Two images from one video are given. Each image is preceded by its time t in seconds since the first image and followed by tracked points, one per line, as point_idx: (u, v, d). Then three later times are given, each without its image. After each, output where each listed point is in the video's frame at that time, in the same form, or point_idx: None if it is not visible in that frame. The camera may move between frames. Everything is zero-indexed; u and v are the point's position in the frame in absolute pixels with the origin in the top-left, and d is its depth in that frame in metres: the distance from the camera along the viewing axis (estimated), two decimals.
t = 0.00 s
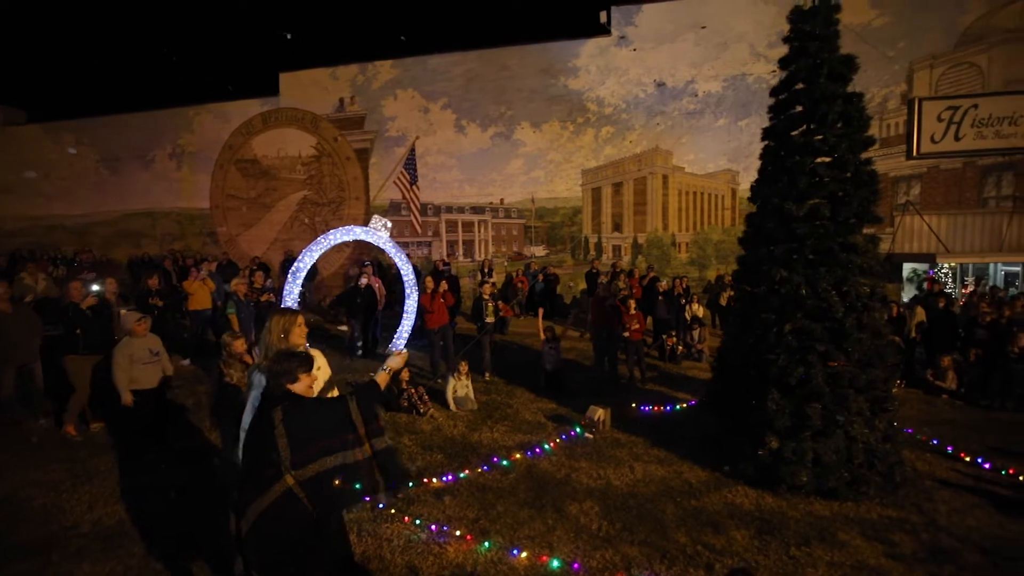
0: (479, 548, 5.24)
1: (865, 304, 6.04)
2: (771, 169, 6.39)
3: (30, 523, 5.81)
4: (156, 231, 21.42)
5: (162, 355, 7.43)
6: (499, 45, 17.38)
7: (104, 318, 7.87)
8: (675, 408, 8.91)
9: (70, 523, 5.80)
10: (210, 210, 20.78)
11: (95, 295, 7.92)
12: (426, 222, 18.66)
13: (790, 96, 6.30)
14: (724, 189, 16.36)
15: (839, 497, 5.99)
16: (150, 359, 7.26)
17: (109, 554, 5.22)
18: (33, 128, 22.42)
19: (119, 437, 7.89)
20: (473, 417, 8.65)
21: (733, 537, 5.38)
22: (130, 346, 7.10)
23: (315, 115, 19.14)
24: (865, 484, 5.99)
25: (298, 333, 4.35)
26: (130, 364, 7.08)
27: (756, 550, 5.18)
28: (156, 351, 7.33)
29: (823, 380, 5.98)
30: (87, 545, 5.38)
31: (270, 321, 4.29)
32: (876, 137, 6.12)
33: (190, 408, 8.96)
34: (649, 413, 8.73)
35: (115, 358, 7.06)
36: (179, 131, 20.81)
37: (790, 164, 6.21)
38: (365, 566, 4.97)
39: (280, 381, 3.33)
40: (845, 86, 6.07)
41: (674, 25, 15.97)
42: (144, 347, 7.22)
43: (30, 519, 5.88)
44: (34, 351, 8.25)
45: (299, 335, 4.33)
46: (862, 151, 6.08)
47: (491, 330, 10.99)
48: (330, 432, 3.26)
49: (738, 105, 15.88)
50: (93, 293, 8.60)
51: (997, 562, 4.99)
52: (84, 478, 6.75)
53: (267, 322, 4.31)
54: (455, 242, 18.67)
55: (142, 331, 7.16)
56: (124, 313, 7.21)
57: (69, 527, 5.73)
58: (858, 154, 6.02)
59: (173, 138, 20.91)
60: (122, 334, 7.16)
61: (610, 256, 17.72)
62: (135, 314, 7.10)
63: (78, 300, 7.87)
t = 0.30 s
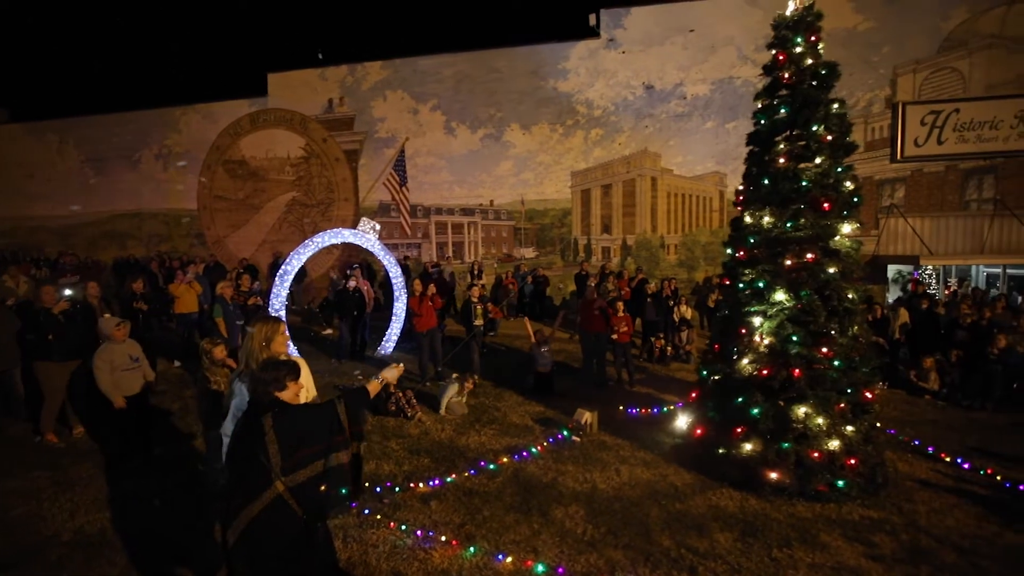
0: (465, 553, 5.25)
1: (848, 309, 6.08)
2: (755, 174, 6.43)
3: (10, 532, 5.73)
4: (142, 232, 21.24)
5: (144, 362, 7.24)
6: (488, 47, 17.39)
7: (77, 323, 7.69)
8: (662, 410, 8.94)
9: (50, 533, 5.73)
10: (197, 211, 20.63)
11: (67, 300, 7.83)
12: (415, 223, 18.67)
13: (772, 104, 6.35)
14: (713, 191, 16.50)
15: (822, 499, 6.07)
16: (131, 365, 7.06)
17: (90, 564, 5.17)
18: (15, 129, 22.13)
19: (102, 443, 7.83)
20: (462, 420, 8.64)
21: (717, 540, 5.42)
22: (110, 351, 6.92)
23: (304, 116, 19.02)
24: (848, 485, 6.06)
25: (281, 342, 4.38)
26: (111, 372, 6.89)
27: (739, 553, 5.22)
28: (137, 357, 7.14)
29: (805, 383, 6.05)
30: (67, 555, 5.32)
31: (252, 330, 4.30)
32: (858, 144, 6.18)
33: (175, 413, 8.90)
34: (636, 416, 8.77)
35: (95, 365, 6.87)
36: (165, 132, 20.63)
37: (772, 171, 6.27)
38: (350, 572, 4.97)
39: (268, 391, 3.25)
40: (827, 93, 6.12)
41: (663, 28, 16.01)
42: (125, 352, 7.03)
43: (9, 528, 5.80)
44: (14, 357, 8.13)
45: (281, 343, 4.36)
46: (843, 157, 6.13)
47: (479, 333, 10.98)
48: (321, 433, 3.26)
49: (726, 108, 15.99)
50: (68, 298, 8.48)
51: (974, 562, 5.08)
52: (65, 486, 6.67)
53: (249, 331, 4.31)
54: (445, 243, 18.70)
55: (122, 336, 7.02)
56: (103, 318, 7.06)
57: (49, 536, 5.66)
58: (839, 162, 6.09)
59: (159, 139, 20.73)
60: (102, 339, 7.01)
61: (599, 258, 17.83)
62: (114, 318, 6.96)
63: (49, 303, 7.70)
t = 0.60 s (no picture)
0: (451, 558, 5.25)
1: (831, 314, 6.14)
2: (740, 179, 6.47)
3: None
4: (128, 234, 21.05)
5: (129, 367, 7.23)
6: (478, 49, 17.41)
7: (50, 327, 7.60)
8: (650, 413, 8.98)
9: (31, 541, 5.67)
10: (185, 213, 20.48)
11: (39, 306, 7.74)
12: (405, 225, 18.65)
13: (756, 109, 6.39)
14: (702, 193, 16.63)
15: (806, 501, 6.13)
16: (118, 370, 7.05)
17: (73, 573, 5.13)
18: None
19: (85, 448, 7.77)
20: (450, 424, 8.63)
21: (702, 542, 5.46)
22: (97, 356, 6.89)
23: (294, 117, 18.93)
24: (831, 487, 6.12)
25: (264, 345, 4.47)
26: (97, 377, 6.86)
27: (723, 556, 5.25)
28: (122, 362, 7.12)
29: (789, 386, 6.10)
30: (49, 563, 5.27)
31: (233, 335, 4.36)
32: (841, 150, 6.24)
33: (161, 417, 8.84)
34: (624, 418, 8.80)
35: (81, 369, 6.81)
36: (152, 133, 20.46)
37: (757, 177, 6.31)
38: None
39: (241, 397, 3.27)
40: (811, 99, 6.17)
41: (652, 32, 16.09)
42: (112, 357, 7.01)
43: None
44: None
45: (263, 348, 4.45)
46: (827, 162, 6.18)
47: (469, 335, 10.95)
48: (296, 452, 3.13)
49: (714, 111, 16.10)
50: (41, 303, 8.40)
51: (953, 562, 5.15)
52: (47, 493, 6.61)
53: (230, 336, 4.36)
54: (435, 245, 18.69)
55: (109, 340, 7.02)
56: (89, 323, 7.07)
57: (30, 545, 5.61)
58: (822, 168, 6.15)
59: (146, 140, 20.57)
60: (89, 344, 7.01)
61: (589, 259, 17.87)
62: (103, 322, 7.01)
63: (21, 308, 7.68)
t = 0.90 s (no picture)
0: (438, 563, 5.25)
1: (814, 317, 6.20)
2: (725, 184, 6.51)
3: None
4: (114, 235, 20.84)
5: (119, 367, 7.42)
6: (469, 50, 17.39)
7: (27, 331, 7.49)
8: (638, 415, 9.02)
9: (13, 549, 5.61)
10: (172, 214, 20.31)
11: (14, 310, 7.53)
12: (395, 226, 18.59)
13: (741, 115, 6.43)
14: (691, 196, 16.71)
15: (790, 502, 6.18)
16: (108, 372, 7.24)
17: None
18: None
19: (69, 454, 7.69)
20: (438, 426, 8.63)
21: (687, 544, 5.49)
22: (89, 358, 7.07)
23: (283, 117, 18.77)
24: (815, 488, 6.19)
25: (243, 351, 4.79)
26: (87, 379, 7.07)
27: (708, 558, 5.29)
28: (114, 364, 7.31)
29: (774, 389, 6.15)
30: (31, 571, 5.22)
31: (212, 344, 4.68)
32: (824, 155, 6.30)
33: (146, 421, 8.75)
34: (613, 421, 8.82)
35: (72, 371, 7.02)
36: (140, 133, 20.28)
37: (742, 182, 6.36)
38: None
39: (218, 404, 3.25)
40: (795, 105, 6.22)
41: (641, 34, 16.17)
42: (102, 360, 7.20)
43: None
44: None
45: (242, 353, 4.76)
46: (810, 167, 6.24)
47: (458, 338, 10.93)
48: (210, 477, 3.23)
49: (703, 114, 16.21)
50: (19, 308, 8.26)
51: (932, 562, 5.23)
52: (30, 500, 6.53)
53: (209, 345, 4.68)
54: (425, 247, 18.65)
55: (100, 343, 7.15)
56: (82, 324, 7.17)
57: (12, 552, 5.54)
58: (806, 173, 6.21)
59: (133, 140, 20.40)
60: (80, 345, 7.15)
61: (579, 261, 17.89)
62: (94, 326, 7.10)
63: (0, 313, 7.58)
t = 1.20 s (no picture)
0: (426, 567, 5.25)
1: (801, 320, 6.25)
2: (713, 188, 6.55)
3: None
4: (102, 236, 20.67)
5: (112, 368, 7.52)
6: (461, 52, 17.40)
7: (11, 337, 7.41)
8: (628, 416, 9.05)
9: None
10: (161, 215, 20.16)
11: None
12: (387, 228, 18.56)
13: (728, 119, 6.46)
14: (682, 197, 16.80)
15: (777, 503, 6.23)
16: (101, 374, 7.33)
17: None
18: None
19: (54, 458, 7.62)
20: (428, 429, 8.63)
21: (674, 547, 5.52)
22: (82, 361, 7.16)
23: (272, 118, 18.70)
24: (801, 490, 6.23)
25: (225, 355, 4.82)
26: (81, 380, 7.14)
27: (694, 560, 5.32)
28: (106, 366, 7.42)
29: (760, 392, 6.21)
30: None
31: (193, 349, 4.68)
32: (810, 159, 6.35)
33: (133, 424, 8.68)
34: (603, 423, 8.85)
35: (66, 374, 7.11)
36: (128, 133, 20.12)
37: (728, 186, 6.40)
38: None
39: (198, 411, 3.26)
40: (781, 109, 6.26)
41: (632, 37, 16.22)
42: (95, 362, 7.28)
43: None
44: None
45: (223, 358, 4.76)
46: (796, 172, 6.30)
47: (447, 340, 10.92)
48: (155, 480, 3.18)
49: (693, 116, 16.31)
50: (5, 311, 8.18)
51: (914, 562, 5.29)
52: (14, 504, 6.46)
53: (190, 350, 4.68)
54: (417, 248, 18.64)
55: (92, 345, 7.18)
56: (72, 326, 7.13)
57: None
58: (791, 177, 6.26)
59: (121, 140, 20.25)
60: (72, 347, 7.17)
61: (570, 262, 17.94)
62: (85, 329, 7.09)
63: None
